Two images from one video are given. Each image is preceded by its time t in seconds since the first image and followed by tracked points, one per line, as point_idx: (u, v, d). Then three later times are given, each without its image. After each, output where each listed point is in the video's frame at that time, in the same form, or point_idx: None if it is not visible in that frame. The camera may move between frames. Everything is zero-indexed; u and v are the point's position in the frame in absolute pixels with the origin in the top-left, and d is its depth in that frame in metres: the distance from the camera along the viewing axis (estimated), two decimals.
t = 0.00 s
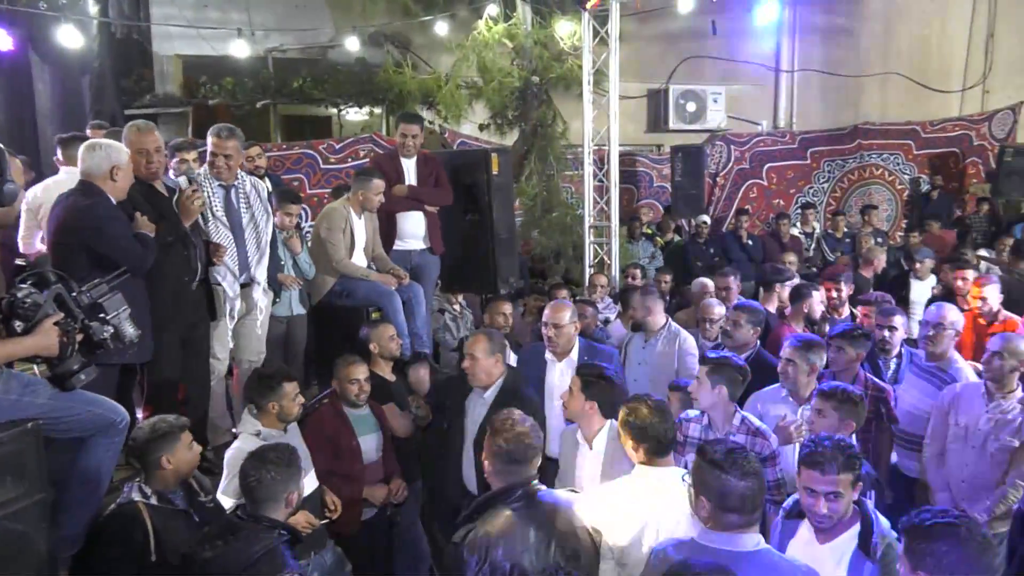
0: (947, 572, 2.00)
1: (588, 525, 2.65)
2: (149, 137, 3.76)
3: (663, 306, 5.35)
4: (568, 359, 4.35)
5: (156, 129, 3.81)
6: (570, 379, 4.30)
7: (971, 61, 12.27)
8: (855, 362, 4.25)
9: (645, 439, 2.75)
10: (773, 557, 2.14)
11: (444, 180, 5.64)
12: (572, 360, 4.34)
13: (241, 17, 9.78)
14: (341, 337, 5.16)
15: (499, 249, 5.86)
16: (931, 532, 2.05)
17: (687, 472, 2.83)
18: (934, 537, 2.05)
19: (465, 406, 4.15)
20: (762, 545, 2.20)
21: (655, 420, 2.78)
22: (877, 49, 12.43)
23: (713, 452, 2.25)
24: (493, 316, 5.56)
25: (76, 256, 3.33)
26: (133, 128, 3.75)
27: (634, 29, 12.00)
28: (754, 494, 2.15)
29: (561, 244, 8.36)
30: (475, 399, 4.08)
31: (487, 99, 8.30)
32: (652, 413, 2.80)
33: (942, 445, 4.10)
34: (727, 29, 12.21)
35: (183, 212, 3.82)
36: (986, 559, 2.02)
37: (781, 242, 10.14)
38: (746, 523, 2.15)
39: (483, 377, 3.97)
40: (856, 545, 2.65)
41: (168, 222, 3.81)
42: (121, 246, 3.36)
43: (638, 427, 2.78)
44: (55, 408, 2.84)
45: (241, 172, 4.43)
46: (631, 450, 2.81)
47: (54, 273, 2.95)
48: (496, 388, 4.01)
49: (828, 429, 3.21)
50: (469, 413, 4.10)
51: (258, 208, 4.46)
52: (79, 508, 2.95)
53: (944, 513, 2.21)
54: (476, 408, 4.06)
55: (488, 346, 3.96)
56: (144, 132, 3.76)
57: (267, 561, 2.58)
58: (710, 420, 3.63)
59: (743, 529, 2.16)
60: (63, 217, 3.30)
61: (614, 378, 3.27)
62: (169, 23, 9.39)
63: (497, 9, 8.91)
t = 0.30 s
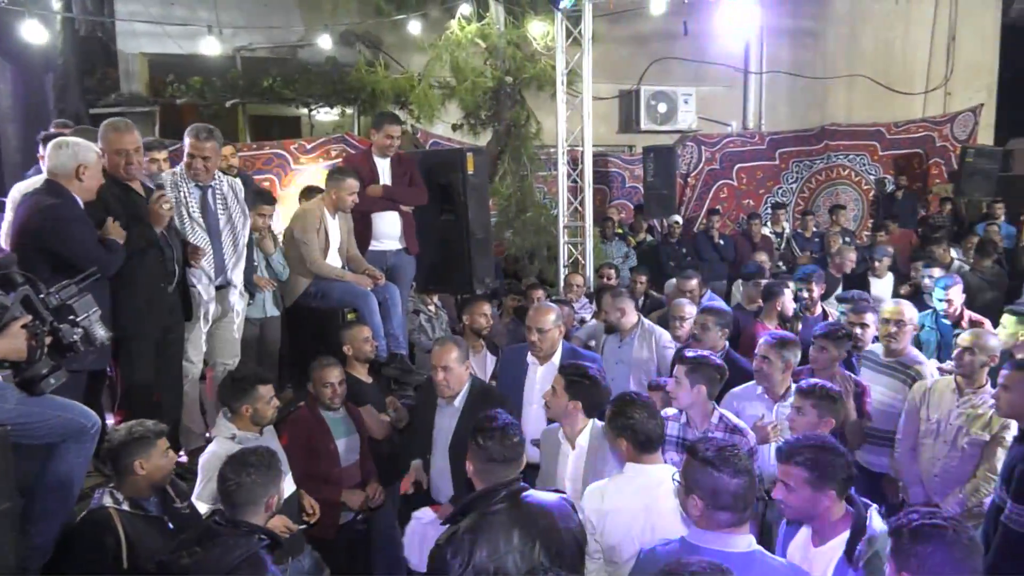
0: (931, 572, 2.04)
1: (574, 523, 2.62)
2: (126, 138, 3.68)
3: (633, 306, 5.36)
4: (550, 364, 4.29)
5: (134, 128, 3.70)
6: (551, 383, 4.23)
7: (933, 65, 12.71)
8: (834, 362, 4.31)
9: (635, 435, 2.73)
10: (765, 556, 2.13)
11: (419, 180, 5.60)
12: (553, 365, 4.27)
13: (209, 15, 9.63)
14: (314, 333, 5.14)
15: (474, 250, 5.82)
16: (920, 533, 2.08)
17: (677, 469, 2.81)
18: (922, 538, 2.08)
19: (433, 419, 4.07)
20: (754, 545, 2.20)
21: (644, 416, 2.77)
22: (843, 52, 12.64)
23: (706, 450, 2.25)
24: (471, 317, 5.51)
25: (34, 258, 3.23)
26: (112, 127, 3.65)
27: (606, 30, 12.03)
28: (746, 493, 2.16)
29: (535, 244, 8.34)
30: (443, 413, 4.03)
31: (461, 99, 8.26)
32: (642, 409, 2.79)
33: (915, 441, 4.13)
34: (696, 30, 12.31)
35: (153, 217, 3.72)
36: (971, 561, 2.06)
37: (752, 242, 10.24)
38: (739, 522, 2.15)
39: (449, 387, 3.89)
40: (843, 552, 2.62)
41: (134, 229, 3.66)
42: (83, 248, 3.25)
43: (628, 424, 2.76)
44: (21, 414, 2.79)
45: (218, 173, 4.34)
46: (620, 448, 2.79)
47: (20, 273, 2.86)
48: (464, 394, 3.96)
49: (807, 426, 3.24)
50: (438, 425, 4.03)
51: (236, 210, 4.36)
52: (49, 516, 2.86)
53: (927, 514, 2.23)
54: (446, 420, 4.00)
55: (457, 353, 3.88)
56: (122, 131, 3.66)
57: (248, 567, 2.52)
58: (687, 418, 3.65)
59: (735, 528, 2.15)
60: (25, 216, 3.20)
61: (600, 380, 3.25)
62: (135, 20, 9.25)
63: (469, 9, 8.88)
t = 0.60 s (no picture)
0: (913, 573, 2.00)
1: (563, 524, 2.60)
2: (115, 139, 3.62)
3: (612, 307, 5.38)
4: (533, 370, 4.24)
5: (122, 128, 3.66)
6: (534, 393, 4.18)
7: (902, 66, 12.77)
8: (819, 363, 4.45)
9: (632, 433, 2.70)
10: (762, 556, 2.14)
11: (398, 181, 5.56)
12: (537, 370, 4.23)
13: (180, 14, 9.50)
14: (296, 340, 5.19)
15: (454, 251, 5.78)
16: (904, 534, 2.05)
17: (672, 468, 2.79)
18: (905, 538, 2.04)
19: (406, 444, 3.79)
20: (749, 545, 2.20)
21: (641, 413, 2.74)
22: (813, 54, 12.81)
23: (703, 448, 2.25)
24: (453, 319, 5.46)
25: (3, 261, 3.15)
26: (101, 126, 3.60)
27: (582, 31, 12.05)
28: (743, 492, 2.16)
29: (512, 245, 8.33)
30: (414, 438, 3.75)
31: (439, 100, 8.22)
32: (639, 407, 2.75)
33: (892, 437, 4.19)
34: (671, 32, 12.39)
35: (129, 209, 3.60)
36: (955, 562, 2.01)
37: (727, 242, 10.31)
38: (735, 520, 2.15)
39: (426, 413, 3.63)
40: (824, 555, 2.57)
41: (118, 224, 3.59)
42: (53, 250, 3.17)
43: (626, 422, 2.72)
44: None
45: (201, 174, 4.29)
46: (618, 446, 2.74)
47: None
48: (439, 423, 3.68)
49: (793, 423, 3.26)
50: (409, 452, 3.73)
51: (217, 211, 4.32)
52: (26, 525, 2.80)
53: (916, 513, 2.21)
54: (417, 447, 3.70)
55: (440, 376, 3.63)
56: (110, 131, 3.61)
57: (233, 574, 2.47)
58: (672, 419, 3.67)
59: (732, 527, 2.16)
60: None
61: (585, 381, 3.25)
62: (104, 19, 9.02)
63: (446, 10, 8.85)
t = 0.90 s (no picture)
0: (916, 564, 2.04)
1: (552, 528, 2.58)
2: (102, 141, 3.53)
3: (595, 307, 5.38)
4: (511, 377, 4.23)
5: (111, 129, 3.56)
6: (512, 400, 4.20)
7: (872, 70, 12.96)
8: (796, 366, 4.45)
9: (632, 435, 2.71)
10: (763, 556, 2.15)
11: (378, 182, 5.52)
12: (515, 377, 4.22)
13: (150, 13, 9.31)
14: (273, 342, 5.11)
15: (434, 253, 5.75)
16: (905, 526, 2.09)
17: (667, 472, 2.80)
18: (908, 531, 2.08)
19: (376, 461, 3.49)
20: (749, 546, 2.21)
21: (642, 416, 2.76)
22: (785, 57, 12.95)
23: (703, 450, 2.26)
24: (435, 321, 5.43)
25: None
26: (90, 126, 3.49)
27: (558, 32, 12.06)
28: (743, 492, 2.17)
29: (490, 247, 8.31)
30: (387, 456, 3.44)
31: (417, 102, 8.16)
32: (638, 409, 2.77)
33: (872, 435, 4.24)
34: (646, 34, 12.46)
35: (114, 212, 3.52)
36: (956, 553, 2.07)
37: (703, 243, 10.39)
38: (735, 521, 2.15)
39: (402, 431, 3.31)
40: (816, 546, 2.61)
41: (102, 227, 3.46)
42: (21, 256, 3.00)
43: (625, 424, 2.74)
44: None
45: (184, 175, 4.23)
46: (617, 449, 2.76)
47: None
48: (414, 441, 3.36)
49: (777, 425, 3.30)
50: (379, 475, 3.44)
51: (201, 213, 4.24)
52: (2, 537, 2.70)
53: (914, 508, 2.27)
54: (390, 468, 3.40)
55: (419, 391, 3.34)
56: (98, 132, 3.51)
57: None
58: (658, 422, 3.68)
59: (732, 529, 2.15)
60: None
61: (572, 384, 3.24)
62: (72, 16, 8.87)
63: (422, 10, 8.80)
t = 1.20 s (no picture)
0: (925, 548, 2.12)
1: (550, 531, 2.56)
2: (84, 143, 3.43)
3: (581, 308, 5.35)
4: (478, 386, 4.22)
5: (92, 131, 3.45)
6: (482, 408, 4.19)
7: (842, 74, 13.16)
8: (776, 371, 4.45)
9: (630, 438, 2.71)
10: (769, 560, 2.14)
11: (358, 184, 5.47)
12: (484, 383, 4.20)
13: (120, 12, 9.10)
14: (251, 347, 5.00)
15: (415, 255, 5.71)
16: (914, 513, 2.15)
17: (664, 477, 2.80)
18: (916, 517, 2.15)
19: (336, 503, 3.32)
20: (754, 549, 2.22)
21: (642, 420, 2.75)
22: (757, 60, 13.09)
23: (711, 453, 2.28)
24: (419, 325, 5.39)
25: None
26: (73, 128, 3.39)
27: (533, 34, 12.06)
28: (751, 495, 2.19)
29: (467, 249, 8.27)
30: (349, 494, 3.29)
31: (394, 104, 8.09)
32: (640, 413, 2.77)
33: (854, 436, 4.29)
34: (620, 38, 12.52)
35: (101, 217, 3.43)
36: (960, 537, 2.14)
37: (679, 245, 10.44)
38: (741, 525, 2.18)
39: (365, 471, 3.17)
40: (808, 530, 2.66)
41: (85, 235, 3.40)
42: None
43: (625, 427, 2.73)
44: None
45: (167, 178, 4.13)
46: (614, 452, 2.75)
47: None
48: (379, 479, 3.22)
49: (764, 428, 3.33)
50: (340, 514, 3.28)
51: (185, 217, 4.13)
52: None
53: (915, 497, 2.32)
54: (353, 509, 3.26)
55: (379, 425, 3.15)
56: (78, 134, 3.41)
57: None
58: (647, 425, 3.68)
59: (738, 533, 2.18)
60: None
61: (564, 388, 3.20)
62: (39, 16, 8.71)
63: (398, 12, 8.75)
